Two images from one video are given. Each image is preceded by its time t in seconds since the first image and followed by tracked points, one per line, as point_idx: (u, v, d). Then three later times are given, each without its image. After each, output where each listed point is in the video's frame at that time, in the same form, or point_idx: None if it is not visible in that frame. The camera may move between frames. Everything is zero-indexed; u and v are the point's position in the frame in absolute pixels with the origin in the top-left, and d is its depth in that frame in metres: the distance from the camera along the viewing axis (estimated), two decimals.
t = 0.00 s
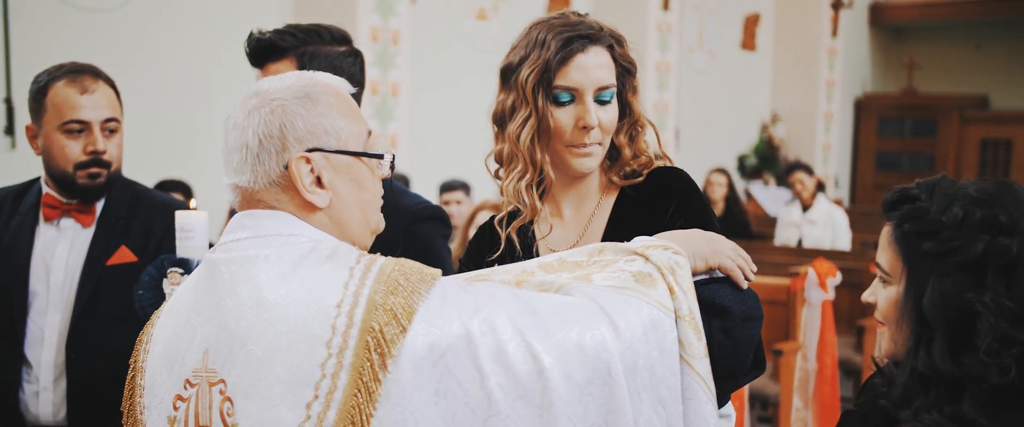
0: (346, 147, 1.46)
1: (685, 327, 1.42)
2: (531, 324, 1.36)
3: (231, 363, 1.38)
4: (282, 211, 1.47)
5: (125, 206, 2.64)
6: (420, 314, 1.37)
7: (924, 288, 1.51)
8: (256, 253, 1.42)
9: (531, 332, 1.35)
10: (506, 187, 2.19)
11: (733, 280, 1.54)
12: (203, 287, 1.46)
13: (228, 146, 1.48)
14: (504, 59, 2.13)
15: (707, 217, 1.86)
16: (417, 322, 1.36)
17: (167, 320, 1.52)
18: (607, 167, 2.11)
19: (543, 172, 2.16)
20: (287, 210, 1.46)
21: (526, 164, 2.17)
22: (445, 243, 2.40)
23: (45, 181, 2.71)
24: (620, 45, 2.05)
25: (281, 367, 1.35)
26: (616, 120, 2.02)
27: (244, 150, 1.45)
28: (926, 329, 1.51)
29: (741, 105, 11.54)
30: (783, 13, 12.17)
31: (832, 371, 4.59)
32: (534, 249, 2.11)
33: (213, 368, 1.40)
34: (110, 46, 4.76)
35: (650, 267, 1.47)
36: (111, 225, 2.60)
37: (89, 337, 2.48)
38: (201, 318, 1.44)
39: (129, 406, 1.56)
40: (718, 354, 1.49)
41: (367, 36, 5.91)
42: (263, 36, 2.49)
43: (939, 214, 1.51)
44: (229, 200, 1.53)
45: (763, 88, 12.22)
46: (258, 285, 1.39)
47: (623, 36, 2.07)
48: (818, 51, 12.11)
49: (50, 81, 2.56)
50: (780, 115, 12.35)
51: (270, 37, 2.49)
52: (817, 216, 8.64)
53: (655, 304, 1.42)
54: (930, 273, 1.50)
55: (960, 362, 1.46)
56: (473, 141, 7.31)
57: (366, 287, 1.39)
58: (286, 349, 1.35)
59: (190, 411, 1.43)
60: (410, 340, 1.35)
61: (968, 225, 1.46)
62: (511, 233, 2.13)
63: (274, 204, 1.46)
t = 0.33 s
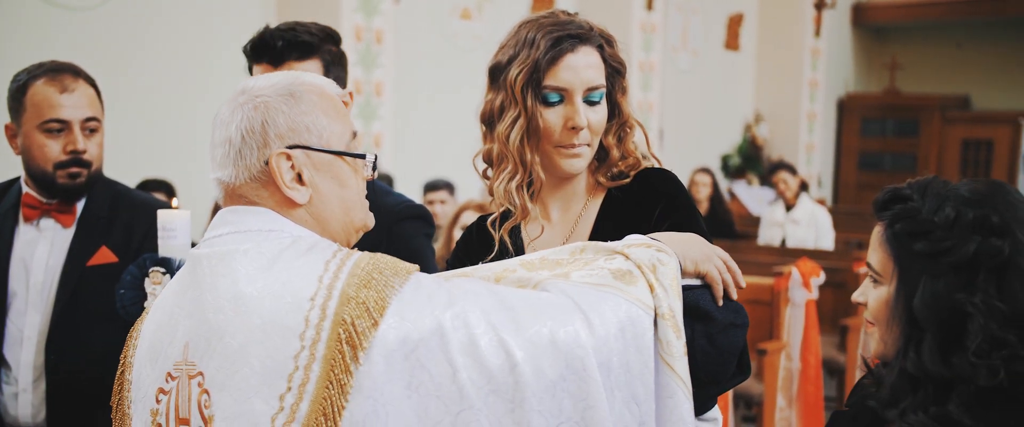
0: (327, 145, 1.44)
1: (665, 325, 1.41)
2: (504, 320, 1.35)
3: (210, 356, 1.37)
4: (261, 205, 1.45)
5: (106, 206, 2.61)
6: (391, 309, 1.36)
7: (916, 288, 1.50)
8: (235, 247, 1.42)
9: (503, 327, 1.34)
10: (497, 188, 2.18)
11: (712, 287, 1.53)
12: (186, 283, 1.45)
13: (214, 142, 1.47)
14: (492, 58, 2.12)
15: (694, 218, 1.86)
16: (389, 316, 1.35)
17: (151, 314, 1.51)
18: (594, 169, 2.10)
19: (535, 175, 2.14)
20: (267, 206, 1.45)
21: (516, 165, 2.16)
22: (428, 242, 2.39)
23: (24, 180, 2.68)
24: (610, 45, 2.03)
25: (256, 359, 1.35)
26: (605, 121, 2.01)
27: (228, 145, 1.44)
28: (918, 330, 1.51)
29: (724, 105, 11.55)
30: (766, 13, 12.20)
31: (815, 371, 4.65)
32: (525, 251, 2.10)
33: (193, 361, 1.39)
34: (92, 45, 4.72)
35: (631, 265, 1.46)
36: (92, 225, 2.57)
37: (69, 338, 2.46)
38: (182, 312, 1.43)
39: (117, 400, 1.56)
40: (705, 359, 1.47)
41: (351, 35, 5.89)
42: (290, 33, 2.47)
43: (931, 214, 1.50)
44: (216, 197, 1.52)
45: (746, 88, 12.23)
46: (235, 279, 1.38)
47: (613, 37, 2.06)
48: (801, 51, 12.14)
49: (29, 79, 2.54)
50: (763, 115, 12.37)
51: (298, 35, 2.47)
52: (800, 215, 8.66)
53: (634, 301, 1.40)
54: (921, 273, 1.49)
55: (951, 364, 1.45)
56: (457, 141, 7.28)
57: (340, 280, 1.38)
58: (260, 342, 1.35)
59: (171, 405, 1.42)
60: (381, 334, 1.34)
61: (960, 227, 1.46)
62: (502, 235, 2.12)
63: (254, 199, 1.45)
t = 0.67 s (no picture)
0: (324, 143, 1.43)
1: (657, 332, 1.40)
2: (494, 322, 1.33)
3: (201, 352, 1.37)
4: (257, 203, 1.44)
5: (91, 204, 2.58)
6: (381, 308, 1.35)
7: (914, 285, 1.50)
8: (228, 245, 1.41)
9: (493, 329, 1.32)
10: (486, 186, 2.16)
11: (710, 294, 1.53)
12: (179, 280, 1.45)
13: (212, 141, 1.46)
14: (484, 55, 2.11)
15: (684, 217, 1.87)
16: (379, 316, 1.34)
17: (146, 311, 1.51)
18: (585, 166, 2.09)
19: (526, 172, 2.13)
20: (262, 203, 1.44)
21: (504, 162, 2.14)
22: (416, 241, 2.38)
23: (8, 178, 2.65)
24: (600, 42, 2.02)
25: (244, 355, 1.34)
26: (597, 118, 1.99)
27: (224, 143, 1.43)
28: (916, 327, 1.50)
29: (709, 102, 11.54)
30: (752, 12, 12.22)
31: (802, 369, 4.68)
32: (510, 250, 2.10)
33: (185, 357, 1.39)
34: (78, 43, 4.68)
35: (626, 269, 1.45)
36: (77, 223, 2.55)
37: (55, 337, 2.44)
38: (175, 309, 1.43)
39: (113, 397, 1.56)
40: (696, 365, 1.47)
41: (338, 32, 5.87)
42: (316, 39, 2.34)
43: (930, 211, 1.50)
44: (213, 194, 1.51)
45: (731, 86, 12.24)
46: (227, 276, 1.37)
47: (603, 34, 2.04)
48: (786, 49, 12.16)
49: (12, 77, 2.50)
50: (749, 113, 12.37)
51: (322, 41, 2.35)
52: (786, 213, 8.67)
53: (626, 305, 1.40)
54: (920, 271, 1.49)
55: (950, 362, 1.45)
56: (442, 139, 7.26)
57: (330, 278, 1.37)
58: (250, 338, 1.34)
59: (164, 400, 1.42)
60: (370, 333, 1.33)
61: (959, 223, 1.45)
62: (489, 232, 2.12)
63: (250, 196, 1.44)
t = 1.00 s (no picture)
0: (321, 140, 1.42)
1: (650, 337, 1.39)
2: (488, 323, 1.33)
3: (195, 348, 1.36)
4: (253, 200, 1.44)
5: (82, 202, 2.57)
6: (375, 306, 1.34)
7: (917, 282, 1.50)
8: (223, 242, 1.40)
9: (487, 330, 1.32)
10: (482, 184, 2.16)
11: (710, 303, 1.52)
12: (175, 275, 1.44)
13: (210, 137, 1.46)
14: (480, 53, 2.11)
15: (678, 215, 1.87)
16: (373, 314, 1.33)
17: (142, 308, 1.51)
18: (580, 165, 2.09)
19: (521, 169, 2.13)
20: (259, 200, 1.43)
21: (502, 160, 2.12)
22: (411, 239, 2.37)
23: None
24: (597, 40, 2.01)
25: (238, 352, 1.33)
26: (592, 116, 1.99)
27: (222, 140, 1.43)
28: (922, 324, 1.51)
29: (699, 100, 11.54)
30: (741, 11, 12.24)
31: (793, 365, 4.66)
32: (507, 247, 2.10)
33: (179, 353, 1.38)
34: (70, 41, 4.66)
35: (621, 273, 1.44)
36: (68, 221, 2.53)
37: (46, 335, 2.43)
38: (170, 305, 1.42)
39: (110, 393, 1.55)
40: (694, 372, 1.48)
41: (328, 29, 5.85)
42: (319, 42, 2.31)
43: (935, 208, 1.50)
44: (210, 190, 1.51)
45: (721, 84, 12.26)
46: (222, 273, 1.37)
47: (600, 32, 2.03)
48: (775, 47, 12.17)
49: (4, 74, 2.49)
50: (739, 111, 12.38)
51: (324, 44, 2.32)
52: (776, 210, 8.68)
53: (620, 309, 1.39)
54: (924, 268, 1.49)
55: (956, 359, 1.46)
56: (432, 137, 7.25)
57: (325, 275, 1.36)
58: (244, 334, 1.33)
59: (159, 396, 1.42)
60: (364, 331, 1.32)
61: (965, 220, 1.46)
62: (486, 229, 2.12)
63: (247, 193, 1.44)
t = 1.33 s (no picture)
0: (315, 138, 1.42)
1: (638, 343, 1.40)
2: (476, 325, 1.33)
3: (186, 344, 1.36)
4: (246, 196, 1.44)
5: (76, 199, 2.57)
6: (366, 304, 1.34)
7: (914, 277, 1.51)
8: (215, 239, 1.41)
9: (474, 333, 1.32)
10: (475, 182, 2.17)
11: (698, 309, 1.52)
12: (168, 272, 1.45)
13: (203, 133, 1.46)
14: (473, 51, 2.11)
15: (669, 214, 1.88)
16: (363, 312, 1.34)
17: (135, 304, 1.51)
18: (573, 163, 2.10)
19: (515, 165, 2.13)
20: (251, 197, 1.44)
21: (496, 159, 2.12)
22: (407, 236, 2.37)
23: None
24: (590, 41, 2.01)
25: (228, 348, 1.33)
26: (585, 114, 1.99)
27: (216, 136, 1.43)
28: (919, 317, 1.51)
29: (694, 96, 11.55)
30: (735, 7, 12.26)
31: (787, 361, 4.69)
32: (499, 245, 2.10)
33: (171, 349, 1.38)
34: (65, 38, 4.65)
35: (610, 279, 1.45)
36: (64, 218, 2.53)
37: (39, 332, 2.43)
38: (162, 301, 1.42)
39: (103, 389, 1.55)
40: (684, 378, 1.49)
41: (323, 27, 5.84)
42: (317, 43, 2.31)
43: (933, 203, 1.51)
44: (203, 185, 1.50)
45: (715, 81, 12.28)
46: (213, 270, 1.37)
47: (592, 32, 2.03)
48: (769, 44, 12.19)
49: None
50: (733, 108, 12.41)
51: (322, 44, 2.32)
52: (770, 206, 8.69)
53: (608, 316, 1.40)
54: (921, 263, 1.50)
55: (953, 352, 1.46)
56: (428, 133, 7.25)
57: (315, 273, 1.37)
58: (236, 330, 1.33)
59: (150, 391, 1.42)
60: (354, 329, 1.32)
61: (962, 215, 1.47)
62: (480, 228, 2.12)
63: (239, 190, 1.44)
